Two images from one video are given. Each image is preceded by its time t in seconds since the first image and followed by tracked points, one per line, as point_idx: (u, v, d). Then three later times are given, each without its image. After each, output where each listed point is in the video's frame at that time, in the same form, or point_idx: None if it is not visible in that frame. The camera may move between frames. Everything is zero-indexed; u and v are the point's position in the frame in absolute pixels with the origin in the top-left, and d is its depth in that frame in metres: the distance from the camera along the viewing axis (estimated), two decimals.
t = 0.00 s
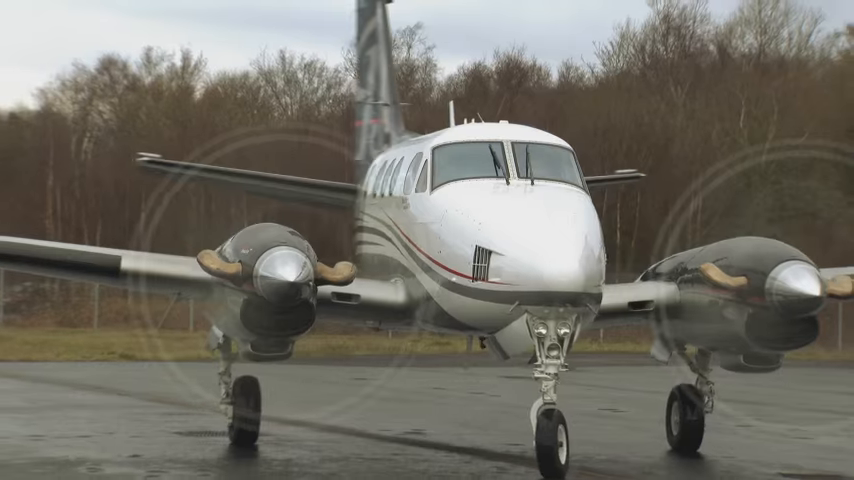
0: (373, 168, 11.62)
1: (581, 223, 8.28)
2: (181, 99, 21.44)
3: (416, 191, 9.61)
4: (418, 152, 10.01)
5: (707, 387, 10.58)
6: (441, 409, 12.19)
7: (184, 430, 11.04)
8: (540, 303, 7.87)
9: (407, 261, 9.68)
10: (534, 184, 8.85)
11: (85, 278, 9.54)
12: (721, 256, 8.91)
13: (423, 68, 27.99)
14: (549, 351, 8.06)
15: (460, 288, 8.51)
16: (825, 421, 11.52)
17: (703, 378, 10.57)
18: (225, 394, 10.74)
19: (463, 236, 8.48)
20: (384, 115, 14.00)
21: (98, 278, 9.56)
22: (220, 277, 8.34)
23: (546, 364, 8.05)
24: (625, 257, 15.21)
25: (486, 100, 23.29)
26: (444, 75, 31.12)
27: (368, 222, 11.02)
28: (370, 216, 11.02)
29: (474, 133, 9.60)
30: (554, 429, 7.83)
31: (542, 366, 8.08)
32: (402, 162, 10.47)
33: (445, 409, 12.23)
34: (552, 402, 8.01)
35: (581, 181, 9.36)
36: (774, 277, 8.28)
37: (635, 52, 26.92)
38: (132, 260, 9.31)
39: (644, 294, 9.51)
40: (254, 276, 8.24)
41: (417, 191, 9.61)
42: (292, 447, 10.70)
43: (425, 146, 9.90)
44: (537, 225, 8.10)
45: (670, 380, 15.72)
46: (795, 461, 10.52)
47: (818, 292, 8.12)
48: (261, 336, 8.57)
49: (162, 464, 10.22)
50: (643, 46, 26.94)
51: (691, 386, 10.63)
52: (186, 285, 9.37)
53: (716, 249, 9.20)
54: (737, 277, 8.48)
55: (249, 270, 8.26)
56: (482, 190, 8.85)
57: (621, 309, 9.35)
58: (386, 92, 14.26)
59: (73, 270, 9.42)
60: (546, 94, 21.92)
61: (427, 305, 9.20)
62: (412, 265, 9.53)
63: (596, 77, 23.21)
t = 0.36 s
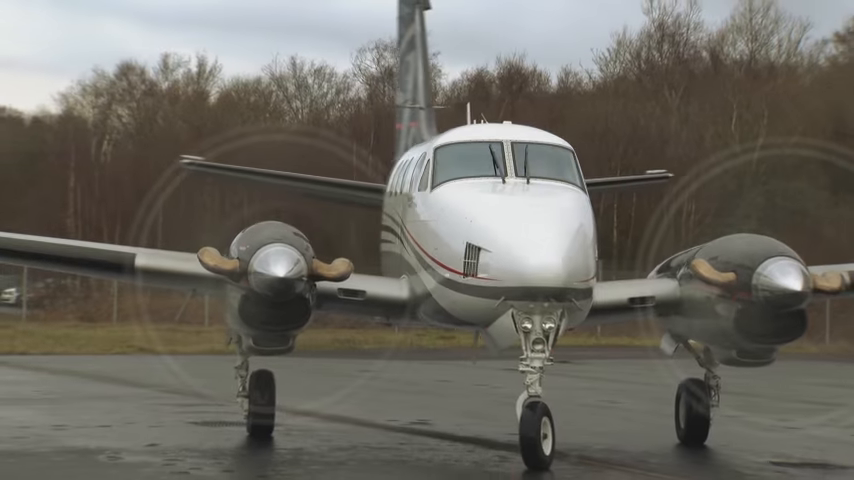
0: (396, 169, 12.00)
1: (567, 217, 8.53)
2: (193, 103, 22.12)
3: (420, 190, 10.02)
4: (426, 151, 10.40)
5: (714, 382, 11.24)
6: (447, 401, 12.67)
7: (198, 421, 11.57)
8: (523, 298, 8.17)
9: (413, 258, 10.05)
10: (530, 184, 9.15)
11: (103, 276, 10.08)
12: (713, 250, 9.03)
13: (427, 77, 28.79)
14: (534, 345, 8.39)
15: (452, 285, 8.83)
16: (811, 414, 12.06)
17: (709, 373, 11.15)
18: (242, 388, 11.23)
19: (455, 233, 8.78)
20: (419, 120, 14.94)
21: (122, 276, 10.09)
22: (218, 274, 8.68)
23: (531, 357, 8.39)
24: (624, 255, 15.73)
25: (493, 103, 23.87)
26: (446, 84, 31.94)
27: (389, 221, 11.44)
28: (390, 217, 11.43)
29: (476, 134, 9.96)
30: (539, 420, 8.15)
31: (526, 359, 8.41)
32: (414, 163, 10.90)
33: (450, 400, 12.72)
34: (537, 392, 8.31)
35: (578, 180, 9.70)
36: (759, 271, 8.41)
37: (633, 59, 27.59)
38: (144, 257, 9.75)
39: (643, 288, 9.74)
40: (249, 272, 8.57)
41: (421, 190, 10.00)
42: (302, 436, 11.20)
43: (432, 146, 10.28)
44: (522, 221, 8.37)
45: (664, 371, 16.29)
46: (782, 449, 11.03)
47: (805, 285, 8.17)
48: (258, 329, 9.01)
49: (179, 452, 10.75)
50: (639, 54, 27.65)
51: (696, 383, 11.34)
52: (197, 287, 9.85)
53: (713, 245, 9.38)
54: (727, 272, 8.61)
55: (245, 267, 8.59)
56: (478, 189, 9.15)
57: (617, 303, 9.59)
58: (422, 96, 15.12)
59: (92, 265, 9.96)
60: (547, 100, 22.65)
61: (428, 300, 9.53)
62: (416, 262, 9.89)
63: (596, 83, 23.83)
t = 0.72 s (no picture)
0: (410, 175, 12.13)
1: (557, 212, 8.58)
2: (206, 109, 22.75)
3: (421, 191, 10.05)
4: (430, 152, 10.45)
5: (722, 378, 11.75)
6: (452, 395, 13.13)
7: (212, 414, 12.02)
8: (511, 294, 8.24)
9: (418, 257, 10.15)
10: (525, 183, 9.20)
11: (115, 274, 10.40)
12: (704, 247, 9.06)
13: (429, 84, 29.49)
14: (518, 342, 8.45)
15: (445, 282, 8.89)
16: (804, 409, 12.50)
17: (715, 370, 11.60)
18: (257, 383, 11.71)
19: (448, 232, 8.84)
20: (453, 120, 15.38)
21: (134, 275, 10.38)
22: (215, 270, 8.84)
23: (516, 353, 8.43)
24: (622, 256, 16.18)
25: (496, 108, 24.44)
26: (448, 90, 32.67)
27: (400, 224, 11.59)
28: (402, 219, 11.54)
29: (477, 134, 9.96)
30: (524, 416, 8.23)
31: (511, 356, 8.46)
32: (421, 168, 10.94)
33: (454, 394, 13.16)
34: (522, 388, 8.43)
35: (578, 180, 9.72)
36: (746, 269, 8.33)
37: (631, 66, 28.24)
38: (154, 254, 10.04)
39: (649, 286, 9.69)
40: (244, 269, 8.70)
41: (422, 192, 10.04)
42: (313, 428, 11.65)
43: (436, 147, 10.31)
44: (510, 217, 8.42)
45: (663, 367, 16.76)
46: (775, 441, 11.47)
47: (790, 282, 8.09)
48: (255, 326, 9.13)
49: (195, 443, 11.20)
50: (636, 61, 28.30)
51: (704, 378, 11.86)
52: (209, 285, 10.25)
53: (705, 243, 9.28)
54: (718, 268, 8.58)
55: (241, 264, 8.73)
56: (473, 187, 9.23)
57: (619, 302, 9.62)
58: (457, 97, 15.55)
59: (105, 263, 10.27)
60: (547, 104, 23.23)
61: (428, 298, 9.68)
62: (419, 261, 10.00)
63: (596, 89, 24.37)
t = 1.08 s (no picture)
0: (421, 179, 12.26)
1: (544, 211, 8.59)
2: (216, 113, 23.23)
3: (419, 191, 10.25)
4: (430, 154, 10.66)
5: (725, 373, 12.09)
6: (455, 389, 13.54)
7: (224, 408, 12.44)
8: (492, 291, 8.28)
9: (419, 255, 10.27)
10: (518, 183, 9.37)
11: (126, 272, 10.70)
12: (695, 247, 9.41)
13: (434, 89, 30.14)
14: (500, 338, 8.55)
15: (436, 280, 8.96)
16: (796, 406, 12.93)
17: (720, 366, 11.98)
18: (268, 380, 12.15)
19: (437, 230, 8.89)
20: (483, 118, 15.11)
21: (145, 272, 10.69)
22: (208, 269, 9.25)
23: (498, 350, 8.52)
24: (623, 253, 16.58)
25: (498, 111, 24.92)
26: (453, 95, 33.33)
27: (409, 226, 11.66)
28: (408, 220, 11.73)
29: (474, 135, 10.18)
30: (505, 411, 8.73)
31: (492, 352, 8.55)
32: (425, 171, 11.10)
33: (458, 389, 13.58)
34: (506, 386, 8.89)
35: (573, 180, 9.94)
36: (728, 267, 8.75)
37: (629, 71, 28.75)
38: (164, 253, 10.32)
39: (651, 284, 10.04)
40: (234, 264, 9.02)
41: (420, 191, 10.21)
42: (321, 422, 12.07)
43: (434, 148, 10.52)
44: (494, 215, 8.45)
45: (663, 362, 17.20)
46: (767, 433, 11.89)
47: (772, 280, 8.52)
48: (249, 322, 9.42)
49: (207, 435, 11.64)
50: (635, 65, 28.86)
51: (706, 376, 12.26)
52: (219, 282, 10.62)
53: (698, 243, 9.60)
54: (704, 266, 8.99)
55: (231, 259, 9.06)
56: (465, 187, 9.30)
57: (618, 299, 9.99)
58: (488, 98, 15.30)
59: (115, 261, 10.55)
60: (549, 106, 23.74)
61: (425, 294, 9.74)
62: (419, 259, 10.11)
63: (596, 93, 24.83)
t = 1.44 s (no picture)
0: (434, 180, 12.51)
1: (535, 215, 8.73)
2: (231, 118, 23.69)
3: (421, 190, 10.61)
4: (433, 155, 10.98)
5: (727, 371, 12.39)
6: (464, 385, 13.95)
7: (239, 402, 12.85)
8: (478, 290, 8.42)
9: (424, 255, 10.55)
10: (515, 185, 9.69)
11: (145, 271, 11.12)
12: (693, 250, 9.81)
13: (444, 96, 30.76)
14: (488, 340, 8.73)
15: (430, 281, 9.14)
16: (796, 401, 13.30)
17: (722, 364, 12.18)
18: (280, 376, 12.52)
19: (432, 230, 9.04)
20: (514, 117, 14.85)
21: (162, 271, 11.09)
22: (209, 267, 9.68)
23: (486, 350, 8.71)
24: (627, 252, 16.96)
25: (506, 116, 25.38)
26: (463, 101, 34.05)
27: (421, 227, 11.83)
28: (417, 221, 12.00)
29: (476, 136, 10.55)
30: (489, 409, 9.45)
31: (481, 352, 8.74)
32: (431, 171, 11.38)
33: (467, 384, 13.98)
34: (492, 382, 9.70)
35: (569, 179, 10.32)
36: (716, 269, 9.18)
37: (633, 76, 29.23)
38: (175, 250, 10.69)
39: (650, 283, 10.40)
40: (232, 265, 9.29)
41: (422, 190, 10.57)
42: (334, 415, 12.48)
43: (437, 149, 10.85)
44: (485, 217, 8.58)
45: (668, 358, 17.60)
46: (767, 428, 12.28)
47: (760, 282, 8.97)
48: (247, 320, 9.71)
49: (223, 428, 12.07)
50: (638, 70, 29.37)
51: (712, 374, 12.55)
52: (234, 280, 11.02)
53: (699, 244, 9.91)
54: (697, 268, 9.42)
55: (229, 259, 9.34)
56: (465, 190, 9.49)
57: (617, 299, 10.42)
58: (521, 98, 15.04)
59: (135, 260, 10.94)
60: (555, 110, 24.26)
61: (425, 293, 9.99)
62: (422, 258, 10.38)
63: (602, 98, 25.29)
